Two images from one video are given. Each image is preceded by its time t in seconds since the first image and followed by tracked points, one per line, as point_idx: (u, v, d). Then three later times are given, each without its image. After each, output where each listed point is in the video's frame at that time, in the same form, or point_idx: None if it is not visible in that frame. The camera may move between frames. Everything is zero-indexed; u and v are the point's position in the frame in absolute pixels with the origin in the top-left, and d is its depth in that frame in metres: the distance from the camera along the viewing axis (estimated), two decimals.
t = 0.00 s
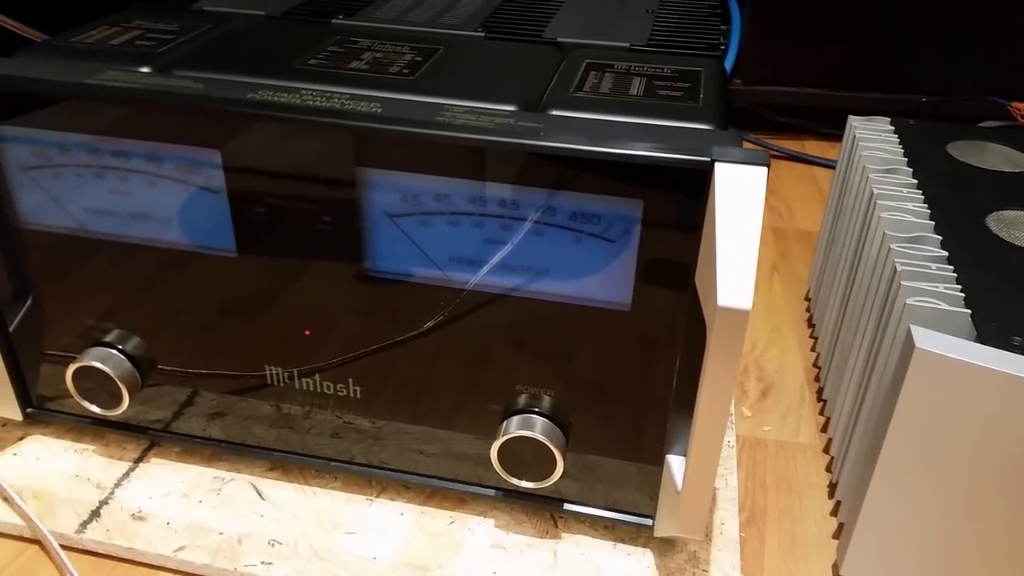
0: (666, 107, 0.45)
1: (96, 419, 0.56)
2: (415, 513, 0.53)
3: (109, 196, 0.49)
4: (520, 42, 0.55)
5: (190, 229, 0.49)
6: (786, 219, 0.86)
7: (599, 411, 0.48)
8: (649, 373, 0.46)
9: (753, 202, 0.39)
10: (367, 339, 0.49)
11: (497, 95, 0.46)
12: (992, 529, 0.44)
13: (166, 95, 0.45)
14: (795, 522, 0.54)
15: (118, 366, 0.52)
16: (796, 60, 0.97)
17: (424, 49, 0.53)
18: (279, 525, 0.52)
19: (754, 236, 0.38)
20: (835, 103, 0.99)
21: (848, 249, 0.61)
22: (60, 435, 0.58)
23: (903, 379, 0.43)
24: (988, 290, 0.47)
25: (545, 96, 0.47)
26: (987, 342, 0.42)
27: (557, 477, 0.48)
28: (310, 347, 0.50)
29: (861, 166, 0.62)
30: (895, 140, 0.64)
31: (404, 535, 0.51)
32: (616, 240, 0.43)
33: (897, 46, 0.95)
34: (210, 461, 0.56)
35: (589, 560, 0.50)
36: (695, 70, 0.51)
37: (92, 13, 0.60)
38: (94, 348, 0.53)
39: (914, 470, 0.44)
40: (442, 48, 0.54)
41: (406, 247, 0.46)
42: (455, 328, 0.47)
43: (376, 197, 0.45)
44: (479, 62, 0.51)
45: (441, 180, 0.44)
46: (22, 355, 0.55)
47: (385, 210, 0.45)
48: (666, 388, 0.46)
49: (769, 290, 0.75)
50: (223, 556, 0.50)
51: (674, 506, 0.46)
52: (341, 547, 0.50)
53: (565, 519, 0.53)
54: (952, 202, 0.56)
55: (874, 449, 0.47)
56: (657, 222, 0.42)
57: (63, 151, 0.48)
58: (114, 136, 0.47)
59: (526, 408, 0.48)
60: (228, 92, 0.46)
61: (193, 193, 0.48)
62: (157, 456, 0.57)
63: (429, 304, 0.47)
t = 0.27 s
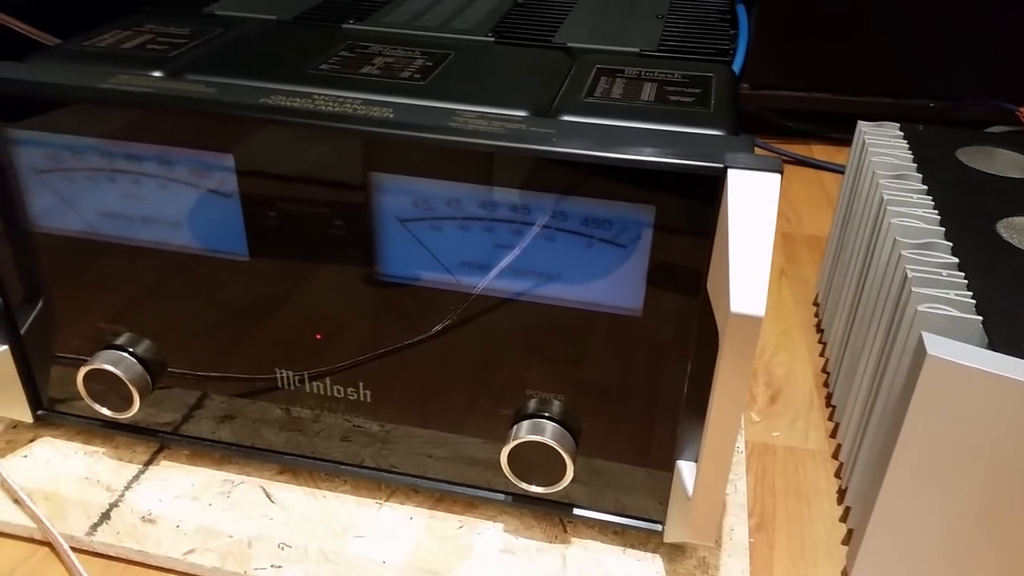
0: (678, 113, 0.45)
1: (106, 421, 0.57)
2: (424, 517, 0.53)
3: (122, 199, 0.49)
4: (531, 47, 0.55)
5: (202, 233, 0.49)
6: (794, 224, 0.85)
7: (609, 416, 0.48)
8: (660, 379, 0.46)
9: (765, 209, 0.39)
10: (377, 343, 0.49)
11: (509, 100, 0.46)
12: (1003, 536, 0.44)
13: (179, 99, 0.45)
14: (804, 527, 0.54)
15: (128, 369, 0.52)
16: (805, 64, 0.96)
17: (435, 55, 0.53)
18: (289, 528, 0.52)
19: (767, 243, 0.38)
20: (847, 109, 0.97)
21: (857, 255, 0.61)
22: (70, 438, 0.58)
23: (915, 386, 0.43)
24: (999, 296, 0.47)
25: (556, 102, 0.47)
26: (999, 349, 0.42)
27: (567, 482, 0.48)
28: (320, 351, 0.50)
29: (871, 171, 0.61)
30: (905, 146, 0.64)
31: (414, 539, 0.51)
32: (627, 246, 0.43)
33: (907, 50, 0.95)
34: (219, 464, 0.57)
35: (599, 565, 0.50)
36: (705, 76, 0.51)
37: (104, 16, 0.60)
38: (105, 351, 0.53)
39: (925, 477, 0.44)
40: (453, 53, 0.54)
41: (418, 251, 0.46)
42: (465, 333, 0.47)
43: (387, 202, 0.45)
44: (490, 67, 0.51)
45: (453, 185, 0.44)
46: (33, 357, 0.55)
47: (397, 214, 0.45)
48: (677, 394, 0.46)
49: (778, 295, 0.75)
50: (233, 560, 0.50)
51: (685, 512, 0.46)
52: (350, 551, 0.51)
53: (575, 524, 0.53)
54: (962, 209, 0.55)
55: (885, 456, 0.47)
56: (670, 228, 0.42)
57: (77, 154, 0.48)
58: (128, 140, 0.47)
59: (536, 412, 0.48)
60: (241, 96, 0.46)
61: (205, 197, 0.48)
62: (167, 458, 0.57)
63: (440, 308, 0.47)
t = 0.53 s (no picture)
0: (695, 118, 0.45)
1: (121, 424, 0.57)
2: (439, 520, 0.53)
3: (140, 203, 0.49)
4: (546, 52, 0.56)
5: (220, 237, 0.49)
6: (807, 228, 0.85)
7: (624, 420, 0.48)
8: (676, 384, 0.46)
9: (784, 214, 0.39)
10: (392, 345, 0.49)
11: (526, 105, 0.47)
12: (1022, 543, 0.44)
13: (198, 104, 0.45)
14: (819, 532, 0.54)
15: (145, 371, 0.52)
16: (818, 68, 0.96)
17: (450, 59, 0.53)
18: (305, 530, 0.52)
19: (786, 249, 0.38)
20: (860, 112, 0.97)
21: (872, 260, 0.61)
22: (85, 440, 0.58)
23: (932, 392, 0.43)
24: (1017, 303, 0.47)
25: (572, 106, 0.47)
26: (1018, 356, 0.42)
27: (583, 486, 0.48)
28: (335, 354, 0.51)
29: (886, 176, 0.61)
30: (919, 151, 0.64)
31: (429, 542, 0.51)
32: (645, 251, 0.43)
33: (920, 55, 0.94)
34: (234, 466, 0.57)
35: (614, 570, 0.50)
36: (721, 80, 0.51)
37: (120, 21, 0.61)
38: (122, 353, 0.53)
39: (942, 484, 0.44)
40: (468, 57, 0.54)
41: (435, 256, 0.46)
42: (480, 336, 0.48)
43: (405, 207, 0.45)
44: (505, 72, 0.52)
45: (470, 190, 0.44)
46: (49, 360, 0.56)
47: (414, 219, 0.45)
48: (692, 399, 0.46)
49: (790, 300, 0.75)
50: (250, 562, 0.50)
51: (703, 516, 0.46)
52: (366, 553, 0.51)
53: (589, 528, 0.53)
54: (978, 214, 0.55)
55: (901, 462, 0.47)
56: (688, 233, 0.42)
57: (96, 157, 0.48)
58: (147, 144, 0.47)
59: (551, 417, 0.48)
60: (259, 101, 0.46)
61: (224, 201, 0.48)
62: (182, 460, 0.57)
63: (456, 312, 0.47)
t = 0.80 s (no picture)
0: (710, 123, 0.45)
1: (135, 427, 0.57)
2: (451, 524, 0.53)
3: (156, 207, 0.49)
4: (559, 57, 0.56)
5: (235, 241, 0.49)
6: (818, 233, 0.85)
7: (637, 425, 0.48)
8: (690, 389, 0.46)
9: (801, 220, 0.39)
10: (405, 349, 0.49)
11: (540, 110, 0.47)
12: None
13: (214, 108, 0.46)
14: (832, 537, 0.54)
15: (159, 375, 0.53)
16: (829, 72, 0.96)
17: (464, 64, 0.54)
18: (317, 534, 0.52)
19: (803, 254, 0.38)
20: (871, 116, 0.97)
21: (885, 265, 0.61)
22: (99, 442, 0.59)
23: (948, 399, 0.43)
24: None
25: (587, 111, 0.47)
26: None
27: (596, 491, 0.48)
28: (349, 358, 0.51)
29: (899, 181, 0.61)
30: (932, 155, 0.64)
31: (441, 546, 0.52)
32: (659, 256, 0.43)
33: (934, 59, 0.94)
34: (247, 469, 0.57)
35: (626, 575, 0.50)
36: (735, 85, 0.51)
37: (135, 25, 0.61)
38: (136, 356, 0.53)
39: (958, 491, 0.44)
40: (482, 62, 0.54)
41: (449, 260, 0.46)
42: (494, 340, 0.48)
43: (420, 211, 0.45)
44: (519, 77, 0.52)
45: (485, 194, 0.44)
46: (63, 363, 0.56)
47: (429, 223, 0.46)
48: (707, 404, 0.46)
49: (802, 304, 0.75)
50: (263, 565, 0.50)
51: (717, 521, 0.46)
52: (378, 557, 0.51)
53: (601, 533, 0.53)
54: (993, 220, 0.55)
55: (915, 468, 0.46)
56: (703, 239, 0.42)
57: (113, 162, 0.48)
58: (164, 149, 0.47)
59: (564, 421, 0.48)
60: (274, 105, 0.46)
61: (240, 206, 0.48)
62: (195, 463, 0.57)
63: (470, 316, 0.47)
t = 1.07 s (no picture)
0: (723, 125, 0.45)
1: (146, 427, 0.57)
2: (461, 525, 0.53)
3: (169, 208, 0.50)
4: (571, 58, 0.56)
5: (248, 241, 0.49)
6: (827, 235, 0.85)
7: (649, 427, 0.48)
8: (703, 392, 0.46)
9: (816, 222, 0.39)
10: (416, 350, 0.49)
11: (553, 111, 0.47)
12: None
13: (227, 109, 0.46)
14: (842, 540, 0.54)
15: (171, 374, 0.53)
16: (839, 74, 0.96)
17: (475, 65, 0.54)
18: (328, 534, 0.52)
19: (818, 257, 0.38)
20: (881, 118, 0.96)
21: (897, 267, 0.61)
22: (110, 442, 0.59)
23: (961, 402, 0.43)
24: None
25: (599, 113, 0.47)
26: None
27: (607, 493, 0.48)
28: (360, 358, 0.51)
29: (910, 183, 0.61)
30: (944, 157, 0.64)
31: (451, 547, 0.52)
32: (672, 258, 0.43)
33: (944, 60, 0.93)
34: (258, 469, 0.57)
35: None
36: (748, 87, 0.51)
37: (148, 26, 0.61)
38: (148, 356, 0.53)
39: (971, 494, 0.44)
40: (494, 63, 0.54)
41: (461, 261, 0.46)
42: (505, 341, 0.48)
43: (432, 212, 0.45)
44: (531, 78, 0.52)
45: (497, 196, 0.44)
46: (75, 362, 0.56)
47: (441, 224, 0.46)
48: (718, 406, 0.46)
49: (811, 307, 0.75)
50: (274, 565, 0.50)
51: (729, 523, 0.46)
52: (389, 558, 0.51)
53: (612, 535, 0.53)
54: (1005, 223, 0.55)
55: (927, 471, 0.46)
56: (717, 241, 0.42)
57: (126, 162, 0.49)
58: (177, 149, 0.47)
59: (575, 422, 0.48)
60: (287, 107, 0.46)
61: (253, 206, 0.48)
62: (206, 463, 0.57)
63: (482, 318, 0.47)
